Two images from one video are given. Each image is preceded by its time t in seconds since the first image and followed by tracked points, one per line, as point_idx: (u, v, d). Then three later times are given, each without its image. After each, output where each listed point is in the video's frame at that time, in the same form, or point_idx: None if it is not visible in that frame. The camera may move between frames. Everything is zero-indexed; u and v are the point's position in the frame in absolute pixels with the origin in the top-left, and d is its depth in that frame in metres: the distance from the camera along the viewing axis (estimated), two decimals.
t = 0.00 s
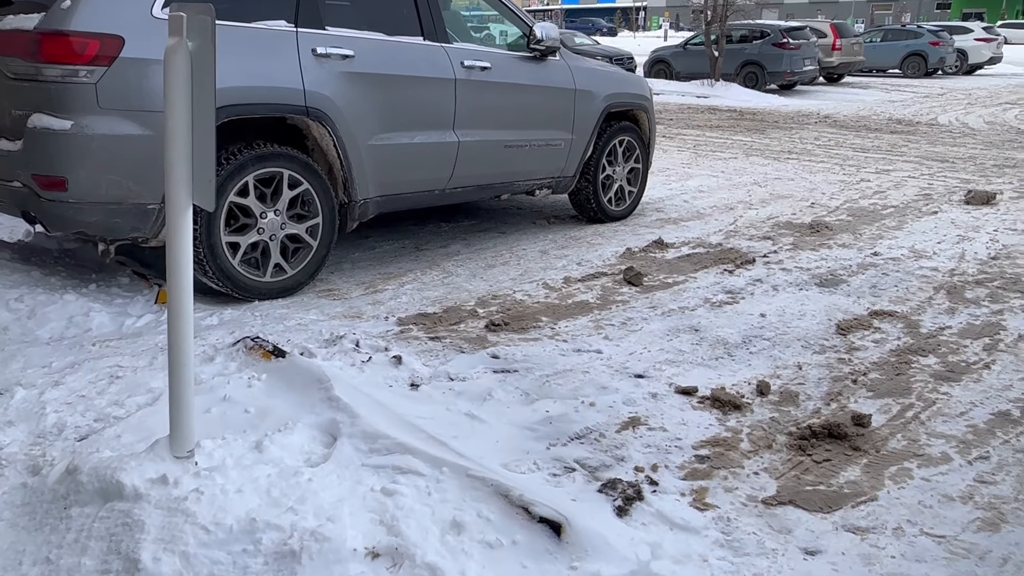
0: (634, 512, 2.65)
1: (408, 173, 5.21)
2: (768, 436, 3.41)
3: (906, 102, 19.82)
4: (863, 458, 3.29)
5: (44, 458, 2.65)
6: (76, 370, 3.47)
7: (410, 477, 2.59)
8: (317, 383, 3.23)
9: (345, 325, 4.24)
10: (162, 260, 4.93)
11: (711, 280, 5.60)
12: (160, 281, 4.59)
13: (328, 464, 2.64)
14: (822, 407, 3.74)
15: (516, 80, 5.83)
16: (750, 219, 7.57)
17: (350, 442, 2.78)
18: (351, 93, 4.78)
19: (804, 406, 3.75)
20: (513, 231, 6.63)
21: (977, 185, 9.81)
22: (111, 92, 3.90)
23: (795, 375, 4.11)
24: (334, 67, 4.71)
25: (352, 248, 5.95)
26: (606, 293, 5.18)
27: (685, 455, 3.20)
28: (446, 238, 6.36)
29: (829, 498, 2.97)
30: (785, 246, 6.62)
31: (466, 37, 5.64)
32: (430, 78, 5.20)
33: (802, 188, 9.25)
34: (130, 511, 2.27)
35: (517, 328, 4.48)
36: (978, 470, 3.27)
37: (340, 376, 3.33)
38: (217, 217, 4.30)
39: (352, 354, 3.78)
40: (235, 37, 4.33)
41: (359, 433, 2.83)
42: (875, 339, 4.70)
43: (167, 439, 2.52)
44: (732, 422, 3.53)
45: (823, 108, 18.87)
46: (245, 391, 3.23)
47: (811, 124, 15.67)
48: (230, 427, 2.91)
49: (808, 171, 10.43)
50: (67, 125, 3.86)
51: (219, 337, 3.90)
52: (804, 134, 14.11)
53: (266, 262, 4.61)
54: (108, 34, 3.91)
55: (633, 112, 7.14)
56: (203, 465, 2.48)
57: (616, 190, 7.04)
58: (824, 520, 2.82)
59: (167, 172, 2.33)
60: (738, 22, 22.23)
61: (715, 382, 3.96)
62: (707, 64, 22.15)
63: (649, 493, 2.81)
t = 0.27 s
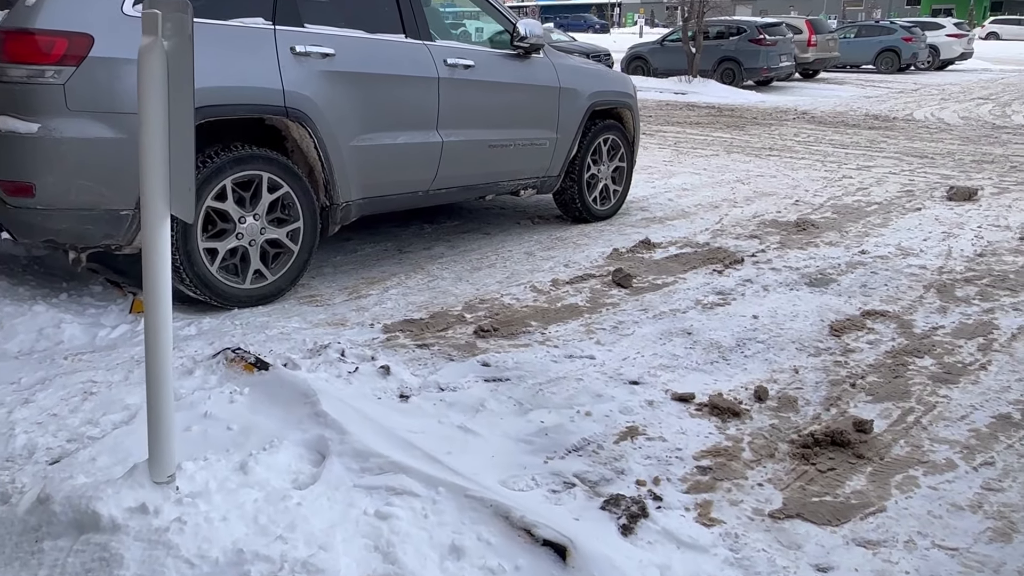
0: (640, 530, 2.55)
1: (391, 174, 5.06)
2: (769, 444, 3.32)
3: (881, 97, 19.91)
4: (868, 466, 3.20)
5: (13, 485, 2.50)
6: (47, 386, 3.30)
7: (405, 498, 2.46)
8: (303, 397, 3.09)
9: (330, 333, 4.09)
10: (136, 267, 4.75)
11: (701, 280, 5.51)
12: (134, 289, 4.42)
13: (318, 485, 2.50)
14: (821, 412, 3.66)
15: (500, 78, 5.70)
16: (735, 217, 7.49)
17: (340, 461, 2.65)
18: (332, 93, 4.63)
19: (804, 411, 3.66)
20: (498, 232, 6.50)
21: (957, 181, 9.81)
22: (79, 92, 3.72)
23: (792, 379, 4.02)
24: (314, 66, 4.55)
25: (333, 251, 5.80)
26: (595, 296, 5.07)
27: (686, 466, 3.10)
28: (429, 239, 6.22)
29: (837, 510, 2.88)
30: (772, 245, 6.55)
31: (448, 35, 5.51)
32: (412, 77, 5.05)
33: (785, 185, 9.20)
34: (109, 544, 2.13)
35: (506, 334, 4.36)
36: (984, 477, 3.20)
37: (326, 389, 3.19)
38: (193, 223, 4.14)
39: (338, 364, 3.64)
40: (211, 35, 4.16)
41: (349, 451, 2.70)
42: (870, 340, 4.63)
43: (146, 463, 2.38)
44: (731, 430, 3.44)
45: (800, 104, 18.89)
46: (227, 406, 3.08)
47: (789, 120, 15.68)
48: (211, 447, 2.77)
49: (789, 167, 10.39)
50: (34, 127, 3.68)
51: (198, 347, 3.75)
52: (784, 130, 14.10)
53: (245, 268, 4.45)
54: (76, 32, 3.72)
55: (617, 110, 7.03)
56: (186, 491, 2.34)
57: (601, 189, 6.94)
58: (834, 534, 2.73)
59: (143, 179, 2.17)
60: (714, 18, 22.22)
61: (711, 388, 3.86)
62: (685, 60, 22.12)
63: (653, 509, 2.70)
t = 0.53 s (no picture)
0: (655, 537, 2.51)
1: (383, 175, 4.99)
2: (776, 446, 3.28)
3: (861, 95, 20.02)
4: (877, 467, 3.18)
5: (7, 502, 2.41)
6: (37, 397, 3.20)
7: (416, 509, 2.40)
8: (303, 405, 3.01)
9: (325, 338, 4.02)
10: (123, 272, 4.65)
11: (696, 280, 5.48)
12: (123, 294, 4.32)
13: (325, 497, 2.43)
14: (825, 412, 3.63)
15: (491, 77, 5.64)
16: (725, 215, 7.48)
17: (346, 471, 2.59)
18: (323, 92, 4.55)
19: (808, 412, 3.63)
20: (488, 232, 6.44)
21: (942, 178, 9.83)
22: (65, 93, 3.62)
23: (793, 379, 3.99)
24: (305, 66, 4.47)
25: (323, 253, 5.71)
26: (591, 296, 5.03)
27: (695, 469, 3.06)
28: (419, 240, 6.15)
29: (849, 512, 2.85)
30: (764, 244, 6.54)
31: (439, 33, 5.44)
32: (404, 76, 4.98)
33: (772, 183, 9.19)
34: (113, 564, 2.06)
35: (504, 336, 4.30)
36: (992, 476, 3.18)
37: (326, 396, 3.12)
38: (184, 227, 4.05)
39: (336, 370, 3.57)
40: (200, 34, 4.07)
41: (355, 460, 2.64)
42: (867, 339, 4.61)
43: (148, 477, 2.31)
44: (737, 432, 3.40)
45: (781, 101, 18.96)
46: (224, 415, 3.00)
47: (772, 118, 15.71)
48: (212, 458, 2.69)
49: (775, 165, 10.39)
50: (19, 130, 3.58)
51: (191, 354, 3.66)
52: (766, 128, 14.12)
53: (237, 272, 4.36)
54: (61, 32, 3.62)
55: (606, 109, 6.99)
56: (189, 506, 2.27)
57: (591, 189, 6.90)
58: (848, 537, 2.70)
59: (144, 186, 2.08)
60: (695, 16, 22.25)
61: (713, 389, 3.82)
62: (666, 58, 22.13)
63: (666, 515, 2.66)
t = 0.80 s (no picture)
0: (681, 538, 2.50)
1: (384, 176, 4.95)
2: (791, 445, 3.28)
3: (844, 93, 20.13)
4: (892, 465, 3.19)
5: (25, 512, 2.37)
6: (44, 404, 3.14)
7: (442, 513, 2.38)
8: (318, 409, 2.98)
9: (332, 341, 3.98)
10: (123, 275, 4.59)
11: (696, 279, 5.47)
12: (123, 298, 4.26)
13: (349, 502, 2.41)
14: (836, 411, 3.64)
15: (490, 76, 5.62)
16: (720, 214, 7.49)
17: (368, 475, 2.56)
18: (324, 93, 4.51)
19: (819, 411, 3.64)
20: (486, 232, 6.41)
21: (929, 175, 9.85)
22: (68, 95, 3.56)
23: (801, 377, 4.00)
24: (307, 66, 4.43)
25: (321, 255, 5.66)
26: (594, 296, 5.02)
27: (713, 470, 3.05)
28: (417, 241, 6.11)
29: (869, 510, 2.85)
30: (761, 242, 6.55)
31: (439, 34, 5.41)
32: (405, 76, 4.95)
33: (763, 182, 9.21)
34: None
35: (510, 337, 4.27)
36: (1006, 472, 3.20)
37: (341, 400, 3.09)
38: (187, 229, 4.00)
39: (346, 372, 3.53)
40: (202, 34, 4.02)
41: (376, 465, 2.61)
42: (871, 336, 4.63)
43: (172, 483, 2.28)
44: (751, 431, 3.40)
45: (765, 100, 19.05)
46: (238, 421, 2.96)
47: (758, 117, 15.76)
48: (229, 463, 2.66)
49: (766, 164, 10.42)
50: (21, 132, 3.51)
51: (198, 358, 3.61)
52: (753, 127, 14.19)
53: (240, 275, 4.31)
54: (63, 32, 3.56)
55: (602, 109, 6.98)
56: (215, 514, 2.26)
57: (588, 188, 6.89)
58: (870, 536, 2.70)
59: (170, 187, 2.06)
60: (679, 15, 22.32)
61: (723, 389, 3.82)
62: (651, 57, 22.18)
63: (691, 516, 2.65)
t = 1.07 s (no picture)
0: (707, 543, 2.52)
1: (388, 181, 4.93)
2: (806, 448, 3.31)
3: (829, 94, 20.24)
4: (906, 467, 3.22)
5: (52, 525, 2.40)
6: (58, 414, 3.11)
7: (472, 522, 2.40)
8: (337, 417, 2.97)
9: (342, 347, 3.96)
10: (127, 283, 4.55)
11: (698, 282, 5.49)
12: (129, 306, 4.22)
13: (378, 512, 2.42)
14: (846, 413, 3.67)
15: (491, 81, 5.61)
16: (716, 216, 7.52)
17: (394, 485, 2.57)
18: (329, 99, 4.49)
19: (829, 413, 3.67)
20: (486, 236, 6.41)
21: (919, 175, 9.83)
22: (77, 102, 3.54)
23: (809, 380, 4.03)
24: (313, 72, 4.41)
25: (323, 260, 5.64)
26: (599, 300, 5.03)
27: (731, 474, 3.06)
28: (417, 245, 6.10)
29: (887, 512, 2.88)
30: (759, 244, 6.59)
31: (440, 39, 5.40)
32: (408, 82, 4.94)
33: (756, 183, 9.25)
34: None
35: (519, 342, 4.28)
36: (1017, 472, 3.24)
37: (359, 408, 3.07)
38: (194, 237, 3.97)
39: (360, 379, 3.52)
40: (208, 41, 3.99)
41: (401, 474, 2.61)
42: (874, 338, 4.67)
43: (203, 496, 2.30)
44: (765, 434, 3.42)
45: (751, 100, 19.15)
46: (258, 431, 2.94)
47: (746, 118, 15.82)
48: (253, 473, 2.66)
49: (757, 165, 10.46)
50: (29, 140, 3.48)
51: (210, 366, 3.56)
52: (742, 128, 14.27)
53: (247, 282, 4.26)
54: (72, 39, 3.53)
55: (599, 112, 7.00)
56: (245, 526, 2.28)
57: (586, 191, 6.91)
58: (890, 538, 2.72)
59: (204, 199, 2.09)
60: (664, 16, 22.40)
61: (734, 392, 3.83)
62: (637, 58, 22.25)
63: (715, 521, 2.67)
